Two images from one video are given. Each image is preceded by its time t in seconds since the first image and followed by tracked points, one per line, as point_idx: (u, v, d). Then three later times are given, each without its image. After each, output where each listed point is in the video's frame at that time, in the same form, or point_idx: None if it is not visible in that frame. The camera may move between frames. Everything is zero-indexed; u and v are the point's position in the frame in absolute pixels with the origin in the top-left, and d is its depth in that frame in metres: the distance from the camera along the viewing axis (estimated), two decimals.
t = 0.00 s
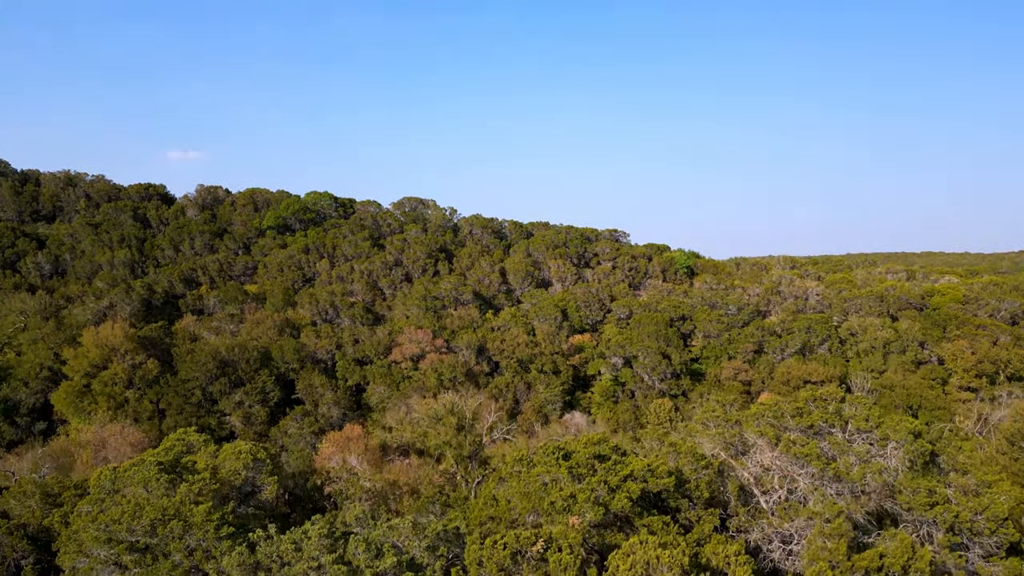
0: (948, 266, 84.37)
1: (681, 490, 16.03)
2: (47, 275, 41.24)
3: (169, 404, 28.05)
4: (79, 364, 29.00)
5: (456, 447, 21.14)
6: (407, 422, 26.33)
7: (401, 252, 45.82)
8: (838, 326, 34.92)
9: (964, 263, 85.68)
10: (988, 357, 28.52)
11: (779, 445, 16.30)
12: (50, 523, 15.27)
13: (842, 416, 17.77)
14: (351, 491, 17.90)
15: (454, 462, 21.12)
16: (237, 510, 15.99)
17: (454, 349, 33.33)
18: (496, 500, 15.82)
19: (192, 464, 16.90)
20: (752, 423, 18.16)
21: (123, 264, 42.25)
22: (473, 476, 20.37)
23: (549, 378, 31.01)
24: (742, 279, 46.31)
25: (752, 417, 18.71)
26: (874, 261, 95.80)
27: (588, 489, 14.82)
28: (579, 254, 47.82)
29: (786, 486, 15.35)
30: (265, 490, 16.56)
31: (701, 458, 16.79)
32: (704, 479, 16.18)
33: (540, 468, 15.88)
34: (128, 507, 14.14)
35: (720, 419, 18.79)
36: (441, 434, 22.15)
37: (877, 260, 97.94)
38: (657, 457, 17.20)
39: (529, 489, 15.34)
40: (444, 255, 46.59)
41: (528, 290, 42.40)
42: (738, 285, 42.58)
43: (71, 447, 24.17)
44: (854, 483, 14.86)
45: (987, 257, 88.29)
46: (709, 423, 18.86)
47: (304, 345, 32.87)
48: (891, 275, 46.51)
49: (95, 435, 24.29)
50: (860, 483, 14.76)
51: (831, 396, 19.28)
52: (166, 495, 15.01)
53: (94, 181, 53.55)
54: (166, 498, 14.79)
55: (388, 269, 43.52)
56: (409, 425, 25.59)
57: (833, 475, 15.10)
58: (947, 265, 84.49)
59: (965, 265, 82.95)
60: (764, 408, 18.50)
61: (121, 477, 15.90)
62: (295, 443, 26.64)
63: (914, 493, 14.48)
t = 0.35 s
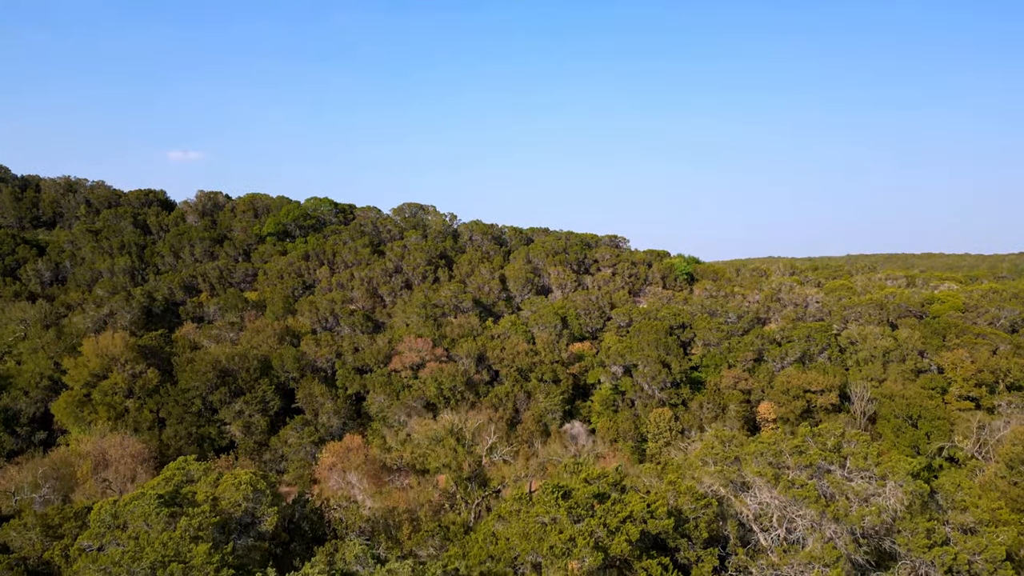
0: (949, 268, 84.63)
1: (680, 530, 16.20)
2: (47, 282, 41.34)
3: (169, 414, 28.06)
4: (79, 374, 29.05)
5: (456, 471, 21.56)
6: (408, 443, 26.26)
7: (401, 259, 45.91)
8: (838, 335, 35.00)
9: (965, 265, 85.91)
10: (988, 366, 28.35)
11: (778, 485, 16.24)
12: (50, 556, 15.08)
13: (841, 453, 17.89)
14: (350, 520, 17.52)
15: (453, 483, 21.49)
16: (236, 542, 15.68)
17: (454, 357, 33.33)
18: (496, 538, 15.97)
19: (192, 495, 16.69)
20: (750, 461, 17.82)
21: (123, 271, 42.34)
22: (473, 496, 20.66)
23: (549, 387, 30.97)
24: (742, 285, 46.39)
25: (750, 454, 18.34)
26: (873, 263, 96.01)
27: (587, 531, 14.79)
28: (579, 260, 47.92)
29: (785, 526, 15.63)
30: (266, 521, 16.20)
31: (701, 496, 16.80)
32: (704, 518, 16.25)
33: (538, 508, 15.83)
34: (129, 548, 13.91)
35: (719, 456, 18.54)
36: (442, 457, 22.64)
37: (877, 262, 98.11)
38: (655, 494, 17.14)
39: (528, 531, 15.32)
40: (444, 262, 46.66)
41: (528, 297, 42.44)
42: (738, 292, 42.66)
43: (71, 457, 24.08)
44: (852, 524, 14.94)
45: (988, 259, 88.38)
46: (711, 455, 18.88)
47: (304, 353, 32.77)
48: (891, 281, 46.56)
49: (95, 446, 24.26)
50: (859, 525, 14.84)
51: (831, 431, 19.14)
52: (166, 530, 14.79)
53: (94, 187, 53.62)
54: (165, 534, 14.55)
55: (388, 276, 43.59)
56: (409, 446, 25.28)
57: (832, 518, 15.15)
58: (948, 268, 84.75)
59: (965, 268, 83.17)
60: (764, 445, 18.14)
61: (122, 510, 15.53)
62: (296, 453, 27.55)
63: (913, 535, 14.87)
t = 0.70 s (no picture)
0: (948, 270, 84.88)
1: (681, 565, 16.30)
2: (47, 288, 41.65)
3: (170, 423, 28.11)
4: (79, 383, 29.09)
5: (456, 491, 21.12)
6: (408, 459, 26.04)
7: (401, 264, 45.99)
8: (838, 342, 35.04)
9: (965, 266, 86.15)
10: (988, 374, 28.41)
11: (779, 522, 16.43)
12: None
13: (840, 486, 17.51)
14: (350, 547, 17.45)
15: (453, 501, 21.11)
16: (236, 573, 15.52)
17: (454, 365, 33.34)
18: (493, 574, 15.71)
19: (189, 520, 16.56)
20: (750, 496, 17.56)
21: (123, 278, 42.40)
22: (473, 517, 20.61)
23: (549, 396, 30.96)
24: (742, 291, 46.47)
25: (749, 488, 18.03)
26: (873, 265, 96.17)
27: (588, 569, 14.76)
28: (579, 266, 48.00)
29: (785, 563, 16.18)
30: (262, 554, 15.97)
31: (700, 531, 16.95)
32: (704, 554, 16.47)
33: (538, 545, 15.73)
34: None
35: (719, 489, 18.18)
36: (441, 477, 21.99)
37: (877, 264, 98.25)
38: (655, 528, 16.82)
39: (527, 567, 15.19)
40: (444, 268, 46.75)
41: (529, 303, 42.50)
42: (737, 298, 42.70)
43: (70, 465, 24.09)
44: (851, 562, 15.25)
45: (987, 261, 88.47)
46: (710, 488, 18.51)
47: (304, 362, 32.74)
48: (891, 287, 46.64)
49: (95, 456, 24.26)
50: (858, 563, 15.14)
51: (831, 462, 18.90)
52: (165, 561, 14.63)
53: (94, 193, 53.71)
54: (165, 566, 14.37)
55: (388, 283, 43.66)
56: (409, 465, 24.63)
57: (831, 557, 15.43)
58: (947, 270, 85.00)
59: (965, 270, 83.44)
60: (763, 478, 17.83)
61: (122, 540, 15.27)
62: (296, 461, 27.72)
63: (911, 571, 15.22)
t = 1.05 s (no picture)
0: (948, 271, 85.14)
1: None
2: (48, 295, 41.80)
3: (169, 433, 28.13)
4: (80, 393, 29.13)
5: (456, 512, 20.72)
6: (409, 482, 25.87)
7: (401, 271, 46.05)
8: (837, 350, 35.05)
9: (964, 268, 86.41)
10: (988, 384, 28.38)
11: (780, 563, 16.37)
12: None
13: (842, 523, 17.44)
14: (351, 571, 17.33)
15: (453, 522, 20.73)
16: None
17: (454, 374, 33.32)
18: None
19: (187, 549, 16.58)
20: (751, 533, 17.58)
21: (124, 285, 42.46)
22: (473, 538, 20.36)
23: (549, 405, 30.85)
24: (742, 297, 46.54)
25: (750, 526, 17.99)
26: (873, 268, 96.30)
27: None
28: (579, 272, 48.07)
29: None
30: None
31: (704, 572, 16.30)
32: None
33: None
34: None
35: (720, 526, 18.11)
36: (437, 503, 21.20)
37: (877, 267, 98.37)
38: (654, 564, 16.75)
39: None
40: (444, 274, 46.79)
41: (529, 311, 42.52)
42: (737, 305, 42.75)
43: (71, 475, 24.17)
44: None
45: (988, 263, 88.51)
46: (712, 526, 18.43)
47: (304, 371, 32.67)
48: (890, 293, 46.73)
49: (95, 466, 24.26)
50: None
51: (832, 499, 18.84)
52: None
53: (95, 199, 53.77)
54: None
55: (388, 290, 43.71)
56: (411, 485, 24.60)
57: None
58: (947, 271, 85.25)
59: (964, 271, 83.74)
60: (764, 517, 17.79)
61: None
62: (296, 471, 27.77)
63: None
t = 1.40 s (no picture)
0: (948, 273, 85.21)
1: None
2: (48, 302, 41.93)
3: (170, 441, 28.16)
4: (80, 402, 29.17)
5: (456, 532, 20.29)
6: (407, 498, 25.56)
7: (401, 277, 46.08)
8: (838, 357, 34.99)
9: (965, 270, 86.46)
10: (989, 393, 28.31)
11: None
12: None
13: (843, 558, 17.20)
14: None
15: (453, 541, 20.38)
16: None
17: (454, 382, 33.29)
18: None
19: None
20: (753, 569, 17.16)
21: (124, 291, 42.53)
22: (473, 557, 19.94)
23: (550, 413, 30.75)
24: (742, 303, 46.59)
25: (751, 560, 17.67)
26: (873, 270, 96.41)
27: None
28: (579, 278, 48.12)
29: None
30: None
31: None
32: None
33: None
34: None
35: (722, 562, 17.86)
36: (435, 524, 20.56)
37: (877, 269, 98.45)
38: None
39: None
40: (444, 280, 46.84)
41: (529, 317, 42.51)
42: (737, 311, 42.75)
43: (71, 484, 24.20)
44: None
45: (988, 264, 88.51)
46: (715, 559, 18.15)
47: (304, 378, 32.64)
48: (891, 299, 46.73)
49: (95, 476, 24.19)
50: None
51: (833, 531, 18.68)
52: None
53: (95, 205, 53.96)
54: None
55: (388, 296, 43.77)
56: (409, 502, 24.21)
57: None
58: (947, 273, 85.31)
59: (964, 273, 83.81)
60: (764, 551, 17.41)
61: None
62: (296, 479, 27.73)
63: None
